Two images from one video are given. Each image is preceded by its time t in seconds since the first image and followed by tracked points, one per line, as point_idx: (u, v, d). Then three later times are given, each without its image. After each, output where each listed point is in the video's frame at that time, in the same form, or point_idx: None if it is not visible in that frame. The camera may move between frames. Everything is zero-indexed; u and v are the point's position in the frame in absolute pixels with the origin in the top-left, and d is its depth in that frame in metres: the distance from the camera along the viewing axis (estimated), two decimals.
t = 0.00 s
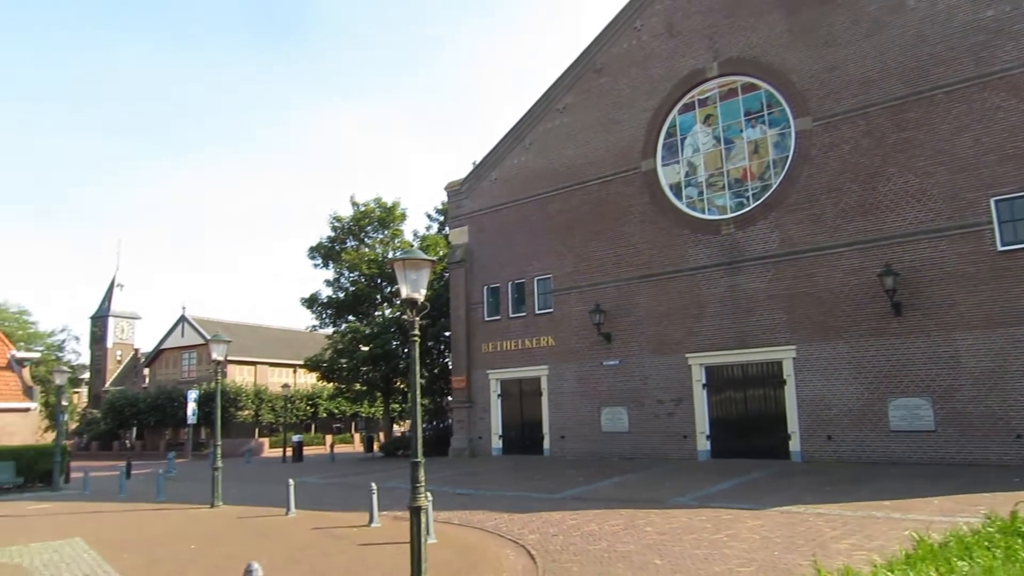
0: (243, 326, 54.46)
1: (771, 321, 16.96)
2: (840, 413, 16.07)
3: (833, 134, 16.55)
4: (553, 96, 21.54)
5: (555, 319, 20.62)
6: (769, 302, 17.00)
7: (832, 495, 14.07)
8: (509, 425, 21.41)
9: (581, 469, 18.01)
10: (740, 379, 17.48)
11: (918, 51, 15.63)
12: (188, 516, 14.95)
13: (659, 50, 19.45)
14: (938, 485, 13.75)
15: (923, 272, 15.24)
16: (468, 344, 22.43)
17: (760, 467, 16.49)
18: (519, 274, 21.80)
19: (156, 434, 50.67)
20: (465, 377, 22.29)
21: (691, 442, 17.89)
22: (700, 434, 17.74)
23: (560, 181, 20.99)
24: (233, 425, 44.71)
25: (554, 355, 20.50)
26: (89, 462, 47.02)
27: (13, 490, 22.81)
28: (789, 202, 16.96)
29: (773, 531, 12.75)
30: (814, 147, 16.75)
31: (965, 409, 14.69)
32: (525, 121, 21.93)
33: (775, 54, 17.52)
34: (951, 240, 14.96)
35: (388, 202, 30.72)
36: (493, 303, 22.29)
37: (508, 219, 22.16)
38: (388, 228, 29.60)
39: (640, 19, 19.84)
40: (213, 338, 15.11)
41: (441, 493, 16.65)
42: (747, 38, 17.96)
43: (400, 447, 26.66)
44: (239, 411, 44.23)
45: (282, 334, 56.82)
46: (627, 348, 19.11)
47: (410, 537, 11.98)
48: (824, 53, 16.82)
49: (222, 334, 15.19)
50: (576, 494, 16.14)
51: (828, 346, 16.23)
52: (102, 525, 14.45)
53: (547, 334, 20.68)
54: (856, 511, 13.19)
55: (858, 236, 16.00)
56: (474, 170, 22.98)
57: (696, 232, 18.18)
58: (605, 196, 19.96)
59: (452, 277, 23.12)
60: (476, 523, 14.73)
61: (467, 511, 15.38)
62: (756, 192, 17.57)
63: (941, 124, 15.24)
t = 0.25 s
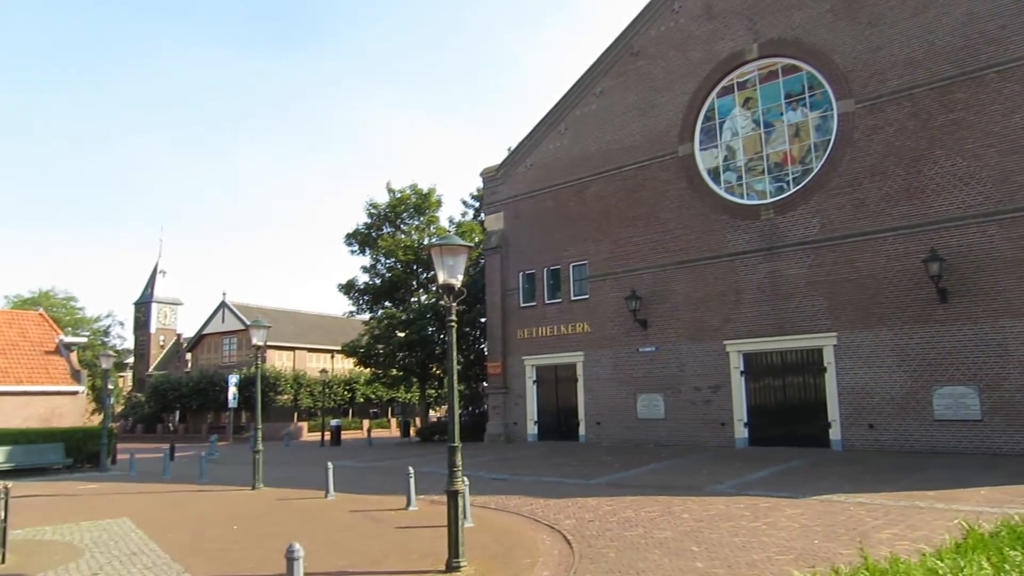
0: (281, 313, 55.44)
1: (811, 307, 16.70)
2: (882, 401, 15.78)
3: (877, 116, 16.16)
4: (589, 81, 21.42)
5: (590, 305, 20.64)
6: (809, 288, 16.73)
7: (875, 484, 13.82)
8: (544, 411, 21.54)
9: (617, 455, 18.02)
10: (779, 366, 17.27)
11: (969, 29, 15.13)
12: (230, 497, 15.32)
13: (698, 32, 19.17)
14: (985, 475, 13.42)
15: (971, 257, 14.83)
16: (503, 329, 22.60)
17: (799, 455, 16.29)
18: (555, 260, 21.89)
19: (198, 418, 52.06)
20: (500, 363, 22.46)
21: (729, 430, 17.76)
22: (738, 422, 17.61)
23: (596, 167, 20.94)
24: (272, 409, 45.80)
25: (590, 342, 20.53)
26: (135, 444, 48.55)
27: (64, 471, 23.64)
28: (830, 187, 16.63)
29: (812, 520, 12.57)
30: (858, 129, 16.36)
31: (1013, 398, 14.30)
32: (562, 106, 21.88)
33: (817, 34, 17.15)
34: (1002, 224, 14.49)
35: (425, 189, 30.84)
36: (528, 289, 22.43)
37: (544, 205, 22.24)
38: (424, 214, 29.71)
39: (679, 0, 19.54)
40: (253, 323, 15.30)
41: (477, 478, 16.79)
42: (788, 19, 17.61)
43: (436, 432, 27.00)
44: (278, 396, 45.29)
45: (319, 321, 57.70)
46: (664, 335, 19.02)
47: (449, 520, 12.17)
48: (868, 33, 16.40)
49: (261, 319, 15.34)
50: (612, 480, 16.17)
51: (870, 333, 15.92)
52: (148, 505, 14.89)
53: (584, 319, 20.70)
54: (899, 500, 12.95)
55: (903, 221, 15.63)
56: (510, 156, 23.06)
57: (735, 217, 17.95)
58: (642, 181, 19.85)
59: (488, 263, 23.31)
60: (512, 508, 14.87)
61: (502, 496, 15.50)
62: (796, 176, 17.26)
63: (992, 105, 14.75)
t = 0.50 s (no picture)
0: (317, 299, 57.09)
1: (852, 291, 16.77)
2: (926, 387, 15.67)
3: (921, 93, 16.18)
4: (624, 63, 22.04)
5: (625, 289, 21.29)
6: (849, 271, 16.84)
7: (917, 470, 13.62)
8: (579, 396, 22.40)
9: (653, 441, 18.11)
10: (819, 351, 17.44)
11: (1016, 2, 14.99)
12: (271, 479, 15.72)
13: (734, 11, 19.57)
14: None
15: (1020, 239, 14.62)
16: (537, 315, 23.55)
17: (839, 443, 16.17)
18: (590, 244, 22.64)
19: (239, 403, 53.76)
20: (534, 349, 23.38)
21: (766, 416, 18.04)
22: (776, 408, 17.83)
23: (631, 150, 21.53)
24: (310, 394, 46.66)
25: (624, 327, 21.19)
26: (180, 428, 50.34)
27: (111, 452, 24.48)
28: (872, 167, 16.71)
29: (852, 507, 12.41)
30: (900, 108, 16.43)
31: None
32: (596, 89, 22.57)
33: (858, 11, 17.22)
34: None
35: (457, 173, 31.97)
36: (562, 274, 23.25)
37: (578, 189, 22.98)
38: (456, 199, 30.89)
39: None
40: (291, 309, 15.48)
41: (513, 462, 16.99)
42: None
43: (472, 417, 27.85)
44: (316, 380, 46.06)
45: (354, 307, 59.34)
46: (699, 320, 19.51)
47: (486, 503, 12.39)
48: (912, 8, 16.40)
49: (299, 304, 15.51)
50: (648, 465, 16.22)
51: (914, 317, 15.83)
52: (193, 486, 15.34)
53: (618, 305, 21.39)
54: (943, 487, 12.70)
55: (948, 202, 15.54)
56: (544, 141, 23.89)
57: (775, 199, 18.21)
58: (678, 164, 20.35)
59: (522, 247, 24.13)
60: (548, 493, 15.00)
61: (538, 481, 15.64)
62: (836, 156, 17.44)
63: None
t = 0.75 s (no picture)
0: (356, 287, 59.96)
1: (898, 269, 17.96)
2: (974, 365, 16.73)
3: (967, 65, 17.32)
4: (658, 44, 23.87)
5: (662, 273, 23.19)
6: (893, 250, 18.06)
7: (967, 454, 13.35)
8: (617, 381, 24.33)
9: (692, 425, 18.15)
10: (864, 334, 18.76)
11: None
12: (314, 464, 16.05)
13: None
14: None
15: None
16: (574, 300, 25.53)
17: (884, 427, 16.01)
18: (626, 228, 24.61)
19: (280, 388, 55.68)
20: (571, 334, 25.47)
21: (809, 399, 19.51)
22: (819, 391, 19.27)
23: (668, 131, 23.37)
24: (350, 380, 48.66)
25: (662, 311, 23.04)
26: (226, 413, 52.51)
27: (158, 438, 25.23)
28: (916, 143, 17.93)
29: (899, 491, 12.16)
30: (946, 82, 17.59)
31: None
32: (629, 73, 24.45)
33: None
34: None
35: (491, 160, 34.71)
36: (598, 258, 25.33)
37: (617, 172, 24.92)
38: (491, 184, 33.68)
39: None
40: (330, 296, 15.64)
41: (551, 447, 17.12)
42: None
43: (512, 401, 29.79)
44: (357, 366, 48.01)
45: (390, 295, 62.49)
46: (738, 302, 21.20)
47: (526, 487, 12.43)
48: None
49: (338, 291, 15.66)
50: (688, 449, 16.18)
51: (961, 294, 16.95)
52: (238, 470, 15.74)
53: (656, 289, 23.28)
54: (995, 471, 12.38)
55: (993, 179, 16.70)
56: (578, 126, 26.01)
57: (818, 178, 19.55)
58: (715, 144, 22.13)
59: (558, 231, 26.16)
60: (587, 477, 15.06)
61: (577, 465, 15.72)
62: (879, 133, 18.70)
63: None
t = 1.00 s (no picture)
0: (395, 276, 62.96)
1: (949, 257, 18.75)
2: None
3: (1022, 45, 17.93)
4: (700, 29, 25.27)
5: (703, 262, 24.66)
6: (943, 237, 18.87)
7: (1021, 447, 12.97)
8: (656, 369, 26.05)
9: (732, 415, 18.08)
10: (911, 325, 19.67)
11: None
12: (354, 449, 16.31)
13: None
14: None
15: None
16: (612, 288, 27.36)
17: (931, 419, 15.71)
18: (666, 215, 26.12)
19: (320, 374, 57.48)
20: (610, 322, 27.22)
21: (853, 388, 20.59)
22: (864, 381, 20.35)
23: (710, 117, 24.80)
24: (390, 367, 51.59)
25: (703, 300, 24.55)
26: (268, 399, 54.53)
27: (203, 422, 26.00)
28: (966, 129, 18.68)
29: (948, 485, 11.84)
30: (1000, 63, 18.24)
31: None
32: (670, 60, 25.98)
33: None
34: None
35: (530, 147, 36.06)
36: (637, 245, 26.99)
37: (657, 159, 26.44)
38: (529, 172, 35.17)
39: None
40: (370, 283, 15.77)
41: (589, 435, 17.15)
42: None
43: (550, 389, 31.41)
44: (395, 354, 51.24)
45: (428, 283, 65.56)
46: (780, 292, 22.41)
47: (565, 475, 12.42)
48: None
49: (378, 279, 15.77)
50: (728, 439, 16.07)
51: (1011, 283, 17.67)
52: (281, 453, 16.05)
53: (696, 277, 24.81)
54: None
55: None
56: (618, 113, 27.64)
57: (864, 164, 20.57)
58: (757, 128, 23.40)
59: (597, 218, 27.91)
60: (626, 465, 15.05)
61: (616, 453, 15.73)
62: (929, 117, 19.45)
63: None
